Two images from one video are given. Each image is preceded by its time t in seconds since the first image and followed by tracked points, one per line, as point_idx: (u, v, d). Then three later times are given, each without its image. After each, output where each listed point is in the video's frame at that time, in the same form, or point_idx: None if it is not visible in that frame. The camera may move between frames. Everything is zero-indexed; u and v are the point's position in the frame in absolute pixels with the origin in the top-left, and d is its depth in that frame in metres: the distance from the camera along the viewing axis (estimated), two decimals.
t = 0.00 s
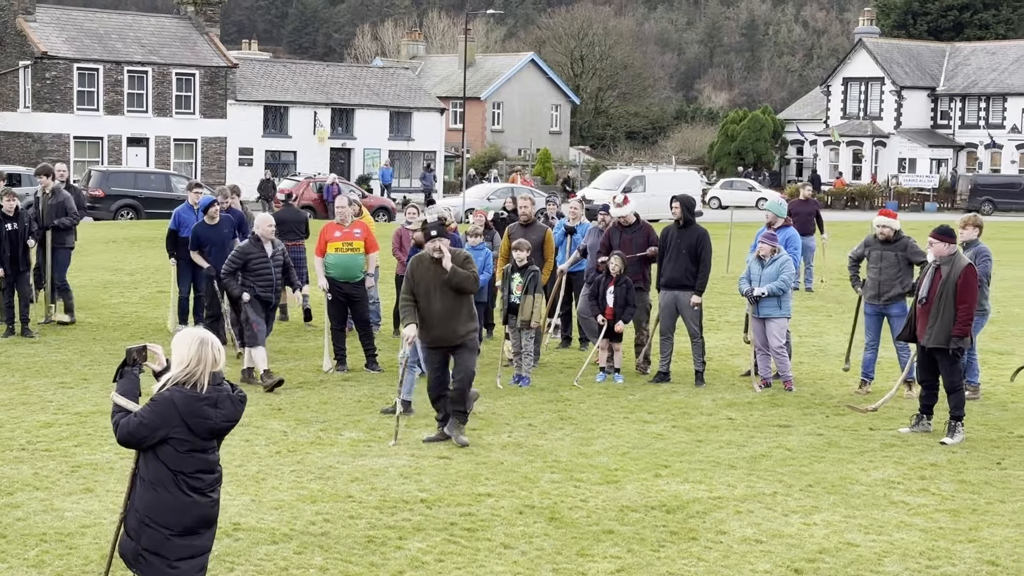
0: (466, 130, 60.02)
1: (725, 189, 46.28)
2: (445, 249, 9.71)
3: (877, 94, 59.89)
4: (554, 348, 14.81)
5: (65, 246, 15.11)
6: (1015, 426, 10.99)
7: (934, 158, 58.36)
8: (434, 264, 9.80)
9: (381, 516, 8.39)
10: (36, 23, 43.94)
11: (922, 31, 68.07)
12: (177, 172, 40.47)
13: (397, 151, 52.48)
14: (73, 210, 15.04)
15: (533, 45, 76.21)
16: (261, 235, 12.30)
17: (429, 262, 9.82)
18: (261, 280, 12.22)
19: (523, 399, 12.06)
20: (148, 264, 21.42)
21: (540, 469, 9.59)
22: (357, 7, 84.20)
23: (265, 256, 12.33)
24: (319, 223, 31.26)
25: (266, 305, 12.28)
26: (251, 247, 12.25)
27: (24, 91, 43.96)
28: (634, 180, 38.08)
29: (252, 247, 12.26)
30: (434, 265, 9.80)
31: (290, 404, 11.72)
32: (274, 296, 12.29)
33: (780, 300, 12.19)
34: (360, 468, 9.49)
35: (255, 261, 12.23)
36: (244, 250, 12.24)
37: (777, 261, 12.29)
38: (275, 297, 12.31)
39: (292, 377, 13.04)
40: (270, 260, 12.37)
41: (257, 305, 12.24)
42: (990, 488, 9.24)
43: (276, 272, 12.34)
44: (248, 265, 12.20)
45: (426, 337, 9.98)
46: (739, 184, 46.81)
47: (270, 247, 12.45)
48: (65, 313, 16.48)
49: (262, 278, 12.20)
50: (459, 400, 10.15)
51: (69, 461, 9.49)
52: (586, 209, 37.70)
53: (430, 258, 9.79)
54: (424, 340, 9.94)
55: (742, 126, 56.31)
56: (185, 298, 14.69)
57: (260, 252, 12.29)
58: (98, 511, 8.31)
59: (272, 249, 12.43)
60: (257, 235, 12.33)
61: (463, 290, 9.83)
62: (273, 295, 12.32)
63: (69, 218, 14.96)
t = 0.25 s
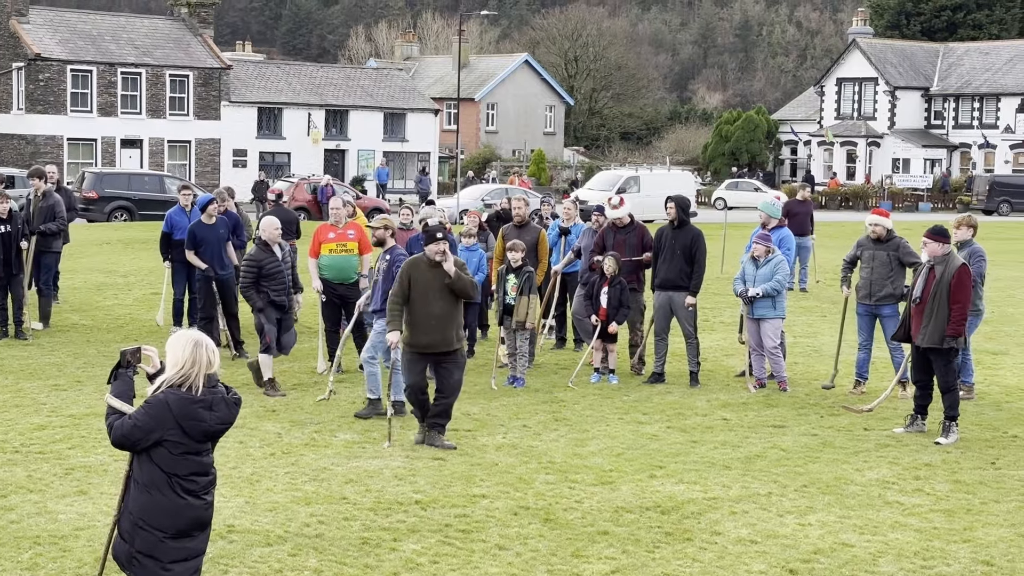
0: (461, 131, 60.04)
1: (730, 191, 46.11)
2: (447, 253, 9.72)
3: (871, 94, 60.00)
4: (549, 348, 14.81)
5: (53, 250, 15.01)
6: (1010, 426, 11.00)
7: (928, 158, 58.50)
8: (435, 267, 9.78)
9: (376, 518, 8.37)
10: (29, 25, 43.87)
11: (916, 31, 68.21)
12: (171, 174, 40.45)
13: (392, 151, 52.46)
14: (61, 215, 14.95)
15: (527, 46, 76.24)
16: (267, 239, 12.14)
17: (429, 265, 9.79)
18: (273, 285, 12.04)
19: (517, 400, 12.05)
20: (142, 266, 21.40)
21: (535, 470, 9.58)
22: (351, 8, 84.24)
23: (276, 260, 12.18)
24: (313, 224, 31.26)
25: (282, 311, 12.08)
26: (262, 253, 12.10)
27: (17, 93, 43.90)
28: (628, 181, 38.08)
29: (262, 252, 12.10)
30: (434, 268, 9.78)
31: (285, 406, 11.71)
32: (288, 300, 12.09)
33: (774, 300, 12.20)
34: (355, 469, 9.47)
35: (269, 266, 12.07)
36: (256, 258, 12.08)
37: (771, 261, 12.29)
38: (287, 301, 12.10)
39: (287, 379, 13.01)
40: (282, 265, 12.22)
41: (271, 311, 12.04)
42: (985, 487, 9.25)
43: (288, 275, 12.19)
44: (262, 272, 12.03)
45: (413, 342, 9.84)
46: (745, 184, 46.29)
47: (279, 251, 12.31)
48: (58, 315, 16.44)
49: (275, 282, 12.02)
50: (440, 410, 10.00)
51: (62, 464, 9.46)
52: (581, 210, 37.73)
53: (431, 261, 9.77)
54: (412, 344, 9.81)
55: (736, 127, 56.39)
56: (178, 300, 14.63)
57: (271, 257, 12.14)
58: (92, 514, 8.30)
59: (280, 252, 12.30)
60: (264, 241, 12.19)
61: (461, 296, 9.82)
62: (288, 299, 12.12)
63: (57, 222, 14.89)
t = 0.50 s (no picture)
0: (459, 132, 60.04)
1: (739, 190, 45.89)
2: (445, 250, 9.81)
3: (869, 94, 60.00)
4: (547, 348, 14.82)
5: (48, 252, 15.01)
6: (1008, 425, 11.00)
7: (925, 158, 58.49)
8: (432, 265, 9.81)
9: (374, 519, 8.37)
10: (27, 26, 43.83)
11: (913, 30, 68.25)
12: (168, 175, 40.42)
13: (390, 152, 52.45)
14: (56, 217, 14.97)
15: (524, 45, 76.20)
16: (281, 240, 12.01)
17: (427, 262, 9.81)
18: (289, 286, 11.89)
19: (515, 401, 12.05)
20: (141, 267, 21.39)
21: (534, 470, 9.57)
22: (349, 9, 84.25)
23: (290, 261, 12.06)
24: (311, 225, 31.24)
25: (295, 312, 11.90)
26: (276, 255, 11.98)
27: (14, 94, 43.88)
28: (626, 181, 38.08)
29: (275, 254, 11.97)
30: (432, 265, 9.81)
31: (283, 406, 11.71)
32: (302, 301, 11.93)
33: (773, 300, 12.20)
34: (353, 470, 9.47)
35: (282, 268, 11.95)
36: (268, 261, 11.93)
37: (770, 261, 12.30)
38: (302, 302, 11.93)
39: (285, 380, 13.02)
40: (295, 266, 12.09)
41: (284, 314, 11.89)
42: (984, 487, 9.25)
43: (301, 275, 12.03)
44: (276, 273, 11.89)
45: (409, 340, 9.74)
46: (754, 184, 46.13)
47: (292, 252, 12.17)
48: (57, 316, 16.44)
49: (290, 284, 11.87)
50: (436, 409, 10.01)
51: (60, 465, 9.45)
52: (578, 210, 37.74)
53: (429, 258, 9.79)
54: (411, 341, 9.71)
55: (734, 127, 56.39)
56: (177, 300, 14.70)
57: (284, 258, 12.02)
58: (90, 515, 8.29)
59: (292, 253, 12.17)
60: (277, 242, 12.07)
61: (456, 293, 9.91)
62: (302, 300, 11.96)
63: (52, 224, 14.91)
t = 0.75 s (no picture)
0: (460, 131, 60.00)
1: (753, 189, 45.97)
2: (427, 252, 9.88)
3: (869, 92, 60.00)
4: (549, 348, 14.81)
5: (46, 252, 14.99)
6: (1010, 424, 10.98)
7: (926, 156, 58.46)
8: (420, 268, 9.84)
9: (376, 519, 8.37)
10: (27, 27, 43.83)
11: (914, 29, 68.22)
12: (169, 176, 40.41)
13: (391, 152, 52.44)
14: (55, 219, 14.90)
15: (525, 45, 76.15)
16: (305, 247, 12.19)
17: (416, 264, 9.83)
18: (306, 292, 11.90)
19: (517, 401, 12.04)
20: (142, 267, 21.39)
21: (536, 470, 9.57)
22: (349, 9, 84.23)
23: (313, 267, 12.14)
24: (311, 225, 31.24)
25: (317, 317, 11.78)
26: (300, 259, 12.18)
27: (15, 95, 43.90)
28: (627, 181, 38.09)
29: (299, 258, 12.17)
30: (421, 267, 9.84)
31: (283, 407, 11.71)
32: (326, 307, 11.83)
33: (774, 299, 12.19)
34: (355, 470, 9.47)
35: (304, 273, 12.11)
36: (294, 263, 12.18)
37: (771, 260, 12.29)
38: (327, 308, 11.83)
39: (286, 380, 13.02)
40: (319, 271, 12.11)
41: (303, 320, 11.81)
42: (985, 486, 9.24)
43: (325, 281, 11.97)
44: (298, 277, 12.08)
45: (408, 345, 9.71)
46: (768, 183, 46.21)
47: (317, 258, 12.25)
48: (58, 317, 16.44)
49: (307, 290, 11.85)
50: (432, 410, 10.02)
51: (62, 467, 9.44)
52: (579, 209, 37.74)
53: (418, 260, 9.81)
54: (415, 344, 9.68)
55: (735, 126, 56.38)
56: (177, 300, 14.66)
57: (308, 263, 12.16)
58: (92, 516, 8.28)
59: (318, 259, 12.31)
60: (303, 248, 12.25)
61: (439, 293, 10.03)
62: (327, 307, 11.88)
63: (50, 225, 14.82)
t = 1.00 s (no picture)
0: (463, 130, 59.99)
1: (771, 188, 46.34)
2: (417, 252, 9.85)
3: (872, 90, 59.96)
4: (552, 346, 14.80)
5: (49, 251, 14.98)
6: (1014, 422, 10.98)
7: (930, 154, 58.42)
8: (413, 268, 9.78)
9: (381, 518, 8.38)
10: (30, 27, 43.87)
11: (917, 27, 68.19)
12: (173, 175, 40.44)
13: (394, 151, 52.45)
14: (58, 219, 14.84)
15: (527, 44, 76.14)
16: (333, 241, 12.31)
17: (409, 265, 9.78)
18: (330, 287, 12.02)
19: (521, 400, 12.04)
20: (145, 267, 21.41)
21: (540, 469, 9.58)
22: (352, 8, 84.25)
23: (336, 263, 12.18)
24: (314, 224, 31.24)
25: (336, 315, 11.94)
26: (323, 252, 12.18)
27: (19, 95, 43.95)
28: (630, 179, 38.09)
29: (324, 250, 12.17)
30: (413, 267, 9.81)
31: (287, 407, 11.72)
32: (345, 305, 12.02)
33: (778, 298, 12.20)
34: (359, 470, 9.48)
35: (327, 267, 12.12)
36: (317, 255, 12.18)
37: (775, 259, 12.29)
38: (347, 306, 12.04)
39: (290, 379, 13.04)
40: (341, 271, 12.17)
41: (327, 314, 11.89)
42: (990, 484, 9.24)
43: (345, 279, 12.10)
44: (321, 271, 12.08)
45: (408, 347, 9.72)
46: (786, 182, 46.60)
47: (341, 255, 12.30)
48: (63, 317, 16.47)
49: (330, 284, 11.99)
50: (421, 403, 10.02)
51: (67, 466, 9.46)
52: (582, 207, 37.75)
53: (413, 261, 9.79)
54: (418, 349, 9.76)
55: (738, 124, 56.35)
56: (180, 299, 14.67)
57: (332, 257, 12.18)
58: (97, 515, 8.29)
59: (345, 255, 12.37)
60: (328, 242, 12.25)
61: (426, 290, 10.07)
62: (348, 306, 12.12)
63: (53, 225, 14.75)
